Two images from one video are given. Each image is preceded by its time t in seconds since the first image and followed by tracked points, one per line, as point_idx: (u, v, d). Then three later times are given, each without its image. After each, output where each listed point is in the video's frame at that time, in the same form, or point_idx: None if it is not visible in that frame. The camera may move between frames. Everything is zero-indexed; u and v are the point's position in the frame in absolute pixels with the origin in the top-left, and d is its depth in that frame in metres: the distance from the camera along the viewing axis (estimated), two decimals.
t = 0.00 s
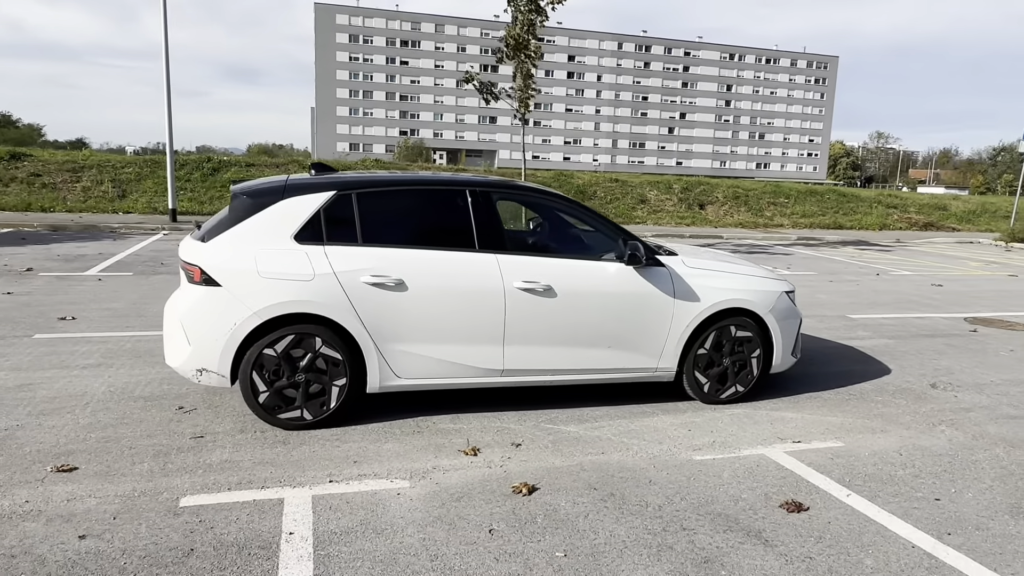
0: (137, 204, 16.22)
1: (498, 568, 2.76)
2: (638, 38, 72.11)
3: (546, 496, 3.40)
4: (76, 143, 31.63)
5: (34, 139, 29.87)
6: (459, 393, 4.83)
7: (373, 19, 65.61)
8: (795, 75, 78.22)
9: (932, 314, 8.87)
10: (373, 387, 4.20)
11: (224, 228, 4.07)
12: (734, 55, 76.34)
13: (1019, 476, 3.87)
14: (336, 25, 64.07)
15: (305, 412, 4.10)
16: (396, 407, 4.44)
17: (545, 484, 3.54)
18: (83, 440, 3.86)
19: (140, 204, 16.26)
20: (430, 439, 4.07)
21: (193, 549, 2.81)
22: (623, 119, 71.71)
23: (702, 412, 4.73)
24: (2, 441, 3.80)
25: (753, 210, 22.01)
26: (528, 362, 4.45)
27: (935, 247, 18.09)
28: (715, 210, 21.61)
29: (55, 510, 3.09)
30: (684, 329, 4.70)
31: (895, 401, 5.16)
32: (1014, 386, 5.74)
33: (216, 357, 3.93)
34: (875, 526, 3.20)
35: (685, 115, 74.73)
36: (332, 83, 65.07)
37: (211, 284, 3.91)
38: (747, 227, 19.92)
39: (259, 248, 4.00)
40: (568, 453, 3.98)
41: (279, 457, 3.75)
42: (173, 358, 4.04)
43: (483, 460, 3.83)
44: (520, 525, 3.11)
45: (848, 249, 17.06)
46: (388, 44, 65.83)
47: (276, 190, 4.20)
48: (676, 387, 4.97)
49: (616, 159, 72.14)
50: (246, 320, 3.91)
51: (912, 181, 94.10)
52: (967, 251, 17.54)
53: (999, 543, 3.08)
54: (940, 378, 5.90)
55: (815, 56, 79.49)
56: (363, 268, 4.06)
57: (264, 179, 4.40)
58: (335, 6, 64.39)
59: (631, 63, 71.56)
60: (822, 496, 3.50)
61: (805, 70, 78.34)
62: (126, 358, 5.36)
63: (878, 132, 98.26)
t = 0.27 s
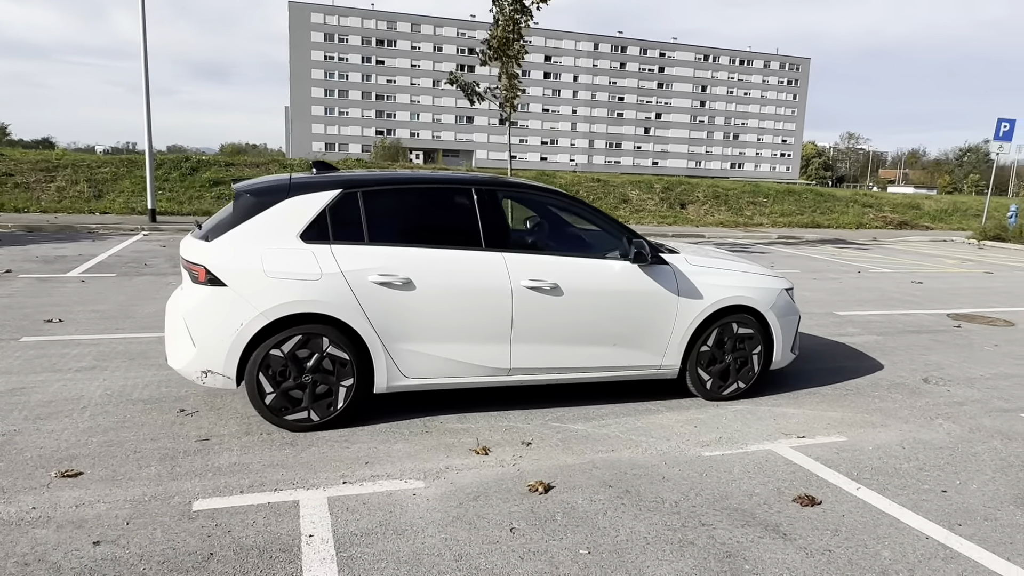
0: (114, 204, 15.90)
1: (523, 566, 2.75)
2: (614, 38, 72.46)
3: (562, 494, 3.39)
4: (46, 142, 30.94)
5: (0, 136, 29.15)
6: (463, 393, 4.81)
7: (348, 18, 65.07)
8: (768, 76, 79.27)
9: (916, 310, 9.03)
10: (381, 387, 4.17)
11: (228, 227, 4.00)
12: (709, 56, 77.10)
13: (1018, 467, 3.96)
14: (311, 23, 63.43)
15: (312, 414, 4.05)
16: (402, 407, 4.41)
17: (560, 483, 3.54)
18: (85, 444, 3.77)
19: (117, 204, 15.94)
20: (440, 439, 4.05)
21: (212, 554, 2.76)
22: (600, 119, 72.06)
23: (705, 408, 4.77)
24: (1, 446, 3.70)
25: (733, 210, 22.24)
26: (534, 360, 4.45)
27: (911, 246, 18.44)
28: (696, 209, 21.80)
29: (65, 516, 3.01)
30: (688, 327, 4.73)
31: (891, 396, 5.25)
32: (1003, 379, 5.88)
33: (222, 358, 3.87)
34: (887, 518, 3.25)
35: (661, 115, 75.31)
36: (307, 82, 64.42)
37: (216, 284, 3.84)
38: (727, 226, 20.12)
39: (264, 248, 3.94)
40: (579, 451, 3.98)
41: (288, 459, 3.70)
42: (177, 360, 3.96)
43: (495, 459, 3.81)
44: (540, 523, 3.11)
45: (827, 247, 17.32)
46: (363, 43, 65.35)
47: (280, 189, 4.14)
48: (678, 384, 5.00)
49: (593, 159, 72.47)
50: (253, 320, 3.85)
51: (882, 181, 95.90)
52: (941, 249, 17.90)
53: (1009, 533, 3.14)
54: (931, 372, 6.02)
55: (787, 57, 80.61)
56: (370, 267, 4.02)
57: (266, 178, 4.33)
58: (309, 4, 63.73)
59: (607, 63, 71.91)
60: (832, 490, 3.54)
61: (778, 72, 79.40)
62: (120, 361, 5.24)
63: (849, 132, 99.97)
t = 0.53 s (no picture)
0: (91, 205, 15.57)
1: (553, 571, 2.75)
2: (591, 38, 72.74)
3: (581, 498, 3.39)
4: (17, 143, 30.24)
5: None
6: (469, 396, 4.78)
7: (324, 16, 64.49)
8: (742, 77, 80.21)
9: (901, 309, 9.20)
10: (391, 392, 4.13)
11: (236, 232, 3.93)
12: (684, 57, 77.77)
13: (1020, 463, 4.05)
14: (286, 21, 62.71)
15: (322, 420, 4.00)
16: (410, 412, 4.38)
17: (578, 486, 3.53)
18: (90, 454, 3.68)
19: (95, 205, 15.62)
20: (452, 443, 4.02)
21: (237, 565, 2.71)
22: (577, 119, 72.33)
23: (711, 409, 4.80)
24: (2, 457, 3.60)
25: (714, 210, 22.45)
26: (543, 363, 4.45)
27: (888, 245, 18.78)
28: (678, 209, 21.97)
29: (79, 528, 2.94)
30: (693, 329, 4.76)
31: (889, 395, 5.33)
32: (994, 377, 6.01)
33: (231, 364, 3.80)
34: (902, 516, 3.30)
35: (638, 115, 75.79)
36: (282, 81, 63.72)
37: (225, 289, 3.77)
38: (709, 226, 20.30)
39: (273, 251, 3.88)
40: (593, 453, 3.98)
41: (302, 466, 3.65)
42: (183, 367, 3.88)
43: (509, 463, 3.80)
44: (564, 527, 3.10)
45: (808, 246, 17.56)
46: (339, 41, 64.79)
47: (288, 192, 4.09)
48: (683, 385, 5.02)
49: (571, 158, 72.70)
50: (263, 326, 3.79)
51: (854, 181, 97.54)
52: (918, 248, 18.24)
53: (1021, 530, 3.21)
54: (924, 370, 6.13)
55: (761, 58, 81.62)
56: (380, 270, 3.98)
57: (271, 182, 4.28)
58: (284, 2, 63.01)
59: (584, 63, 72.17)
60: (846, 490, 3.59)
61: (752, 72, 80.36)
62: (116, 367, 5.13)
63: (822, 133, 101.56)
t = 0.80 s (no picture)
0: (66, 205, 15.25)
1: (577, 570, 2.77)
2: (567, 37, 73.00)
3: (597, 496, 3.41)
4: None
5: None
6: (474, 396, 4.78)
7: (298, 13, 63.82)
8: (716, 77, 81.08)
9: (884, 305, 9.39)
10: (399, 394, 4.11)
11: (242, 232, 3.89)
12: (660, 56, 78.36)
13: (1015, 456, 4.16)
14: (259, 18, 61.94)
15: (330, 422, 3.97)
16: (417, 413, 4.36)
17: (592, 485, 3.56)
18: (95, 460, 3.61)
19: (71, 205, 15.30)
20: (461, 444, 4.02)
21: (260, 571, 2.69)
22: (554, 118, 72.52)
23: (713, 406, 4.86)
24: (4, 465, 3.52)
25: (694, 208, 22.68)
26: (549, 363, 4.46)
27: (865, 242, 19.12)
28: (659, 208, 22.15)
29: (93, 537, 2.88)
30: (695, 327, 4.82)
31: (883, 391, 5.44)
32: (981, 372, 6.16)
33: (239, 367, 3.76)
34: (910, 510, 3.37)
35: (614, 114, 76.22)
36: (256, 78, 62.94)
37: (232, 291, 3.72)
38: (690, 224, 20.51)
39: (280, 253, 3.85)
40: (602, 452, 4.01)
41: (313, 469, 3.62)
42: (189, 370, 3.83)
43: (521, 463, 3.81)
44: (583, 526, 3.12)
45: (787, 244, 17.82)
46: (314, 39, 64.19)
47: (294, 193, 4.06)
48: (684, 383, 5.08)
49: (548, 157, 72.86)
50: (271, 328, 3.74)
51: (826, 179, 99.14)
52: (894, 246, 18.61)
53: None
54: (914, 366, 6.26)
55: (735, 58, 82.55)
56: (389, 272, 3.97)
57: (276, 183, 4.24)
58: None
59: (560, 62, 72.38)
60: (852, 484, 3.66)
61: (726, 72, 81.25)
62: (111, 371, 5.04)
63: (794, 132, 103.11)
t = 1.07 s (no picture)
0: (42, 203, 14.92)
1: (605, 560, 2.81)
2: (543, 35, 73.13)
3: (614, 489, 3.46)
4: None
5: None
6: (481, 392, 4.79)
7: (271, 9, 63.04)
8: (690, 75, 81.85)
9: (869, 300, 9.58)
10: (410, 390, 4.11)
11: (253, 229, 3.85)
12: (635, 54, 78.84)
13: (1010, 444, 4.30)
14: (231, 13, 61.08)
15: (343, 419, 3.97)
16: (427, 409, 4.37)
17: (608, 477, 3.60)
18: (106, 460, 3.56)
19: (46, 203, 14.98)
20: (474, 440, 4.04)
21: (291, 567, 2.69)
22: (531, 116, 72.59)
23: (716, 400, 4.93)
24: (13, 466, 3.45)
25: (675, 206, 22.90)
26: (558, 358, 4.50)
27: (842, 239, 19.46)
28: (640, 205, 22.32)
29: (116, 536, 2.85)
30: (698, 322, 4.89)
31: (877, 383, 5.57)
32: (967, 364, 6.33)
33: (253, 365, 3.73)
34: (917, 496, 3.47)
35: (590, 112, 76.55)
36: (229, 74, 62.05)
37: (245, 288, 3.70)
38: (671, 221, 20.70)
39: (292, 249, 3.83)
40: (613, 445, 4.06)
41: (329, 466, 3.61)
42: (201, 369, 3.79)
43: (535, 457, 3.84)
44: (604, 517, 3.16)
45: (768, 241, 18.08)
46: (288, 35, 63.47)
47: (305, 190, 4.04)
48: (686, 377, 5.15)
49: (525, 155, 72.92)
50: (285, 325, 3.73)
51: (799, 177, 100.60)
52: (871, 242, 18.98)
53: None
54: (904, 358, 6.41)
55: (709, 57, 83.36)
56: (401, 268, 3.96)
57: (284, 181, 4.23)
58: None
59: (537, 60, 72.48)
60: (860, 473, 3.75)
61: (700, 71, 82.05)
62: (110, 370, 4.96)
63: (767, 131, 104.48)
